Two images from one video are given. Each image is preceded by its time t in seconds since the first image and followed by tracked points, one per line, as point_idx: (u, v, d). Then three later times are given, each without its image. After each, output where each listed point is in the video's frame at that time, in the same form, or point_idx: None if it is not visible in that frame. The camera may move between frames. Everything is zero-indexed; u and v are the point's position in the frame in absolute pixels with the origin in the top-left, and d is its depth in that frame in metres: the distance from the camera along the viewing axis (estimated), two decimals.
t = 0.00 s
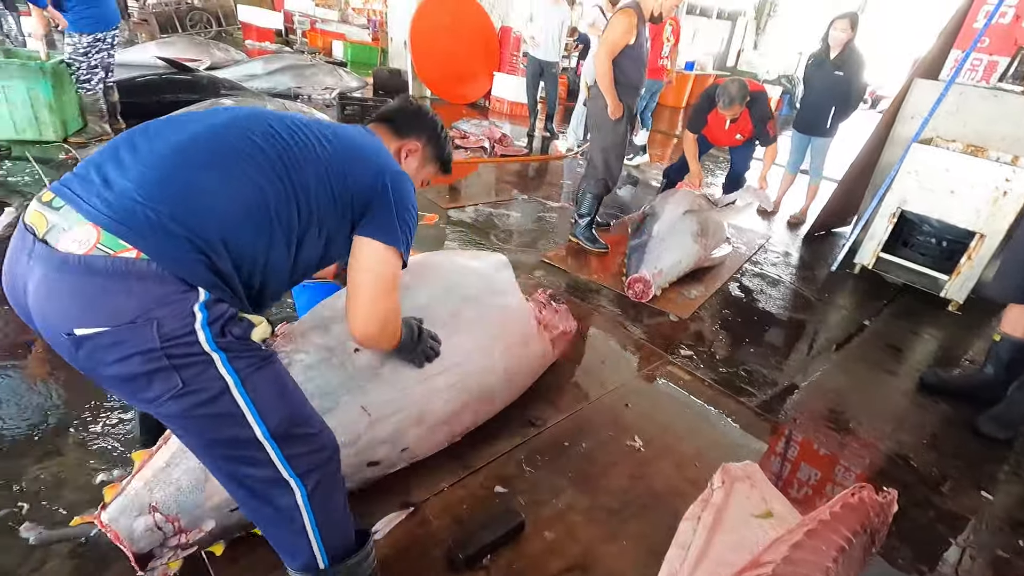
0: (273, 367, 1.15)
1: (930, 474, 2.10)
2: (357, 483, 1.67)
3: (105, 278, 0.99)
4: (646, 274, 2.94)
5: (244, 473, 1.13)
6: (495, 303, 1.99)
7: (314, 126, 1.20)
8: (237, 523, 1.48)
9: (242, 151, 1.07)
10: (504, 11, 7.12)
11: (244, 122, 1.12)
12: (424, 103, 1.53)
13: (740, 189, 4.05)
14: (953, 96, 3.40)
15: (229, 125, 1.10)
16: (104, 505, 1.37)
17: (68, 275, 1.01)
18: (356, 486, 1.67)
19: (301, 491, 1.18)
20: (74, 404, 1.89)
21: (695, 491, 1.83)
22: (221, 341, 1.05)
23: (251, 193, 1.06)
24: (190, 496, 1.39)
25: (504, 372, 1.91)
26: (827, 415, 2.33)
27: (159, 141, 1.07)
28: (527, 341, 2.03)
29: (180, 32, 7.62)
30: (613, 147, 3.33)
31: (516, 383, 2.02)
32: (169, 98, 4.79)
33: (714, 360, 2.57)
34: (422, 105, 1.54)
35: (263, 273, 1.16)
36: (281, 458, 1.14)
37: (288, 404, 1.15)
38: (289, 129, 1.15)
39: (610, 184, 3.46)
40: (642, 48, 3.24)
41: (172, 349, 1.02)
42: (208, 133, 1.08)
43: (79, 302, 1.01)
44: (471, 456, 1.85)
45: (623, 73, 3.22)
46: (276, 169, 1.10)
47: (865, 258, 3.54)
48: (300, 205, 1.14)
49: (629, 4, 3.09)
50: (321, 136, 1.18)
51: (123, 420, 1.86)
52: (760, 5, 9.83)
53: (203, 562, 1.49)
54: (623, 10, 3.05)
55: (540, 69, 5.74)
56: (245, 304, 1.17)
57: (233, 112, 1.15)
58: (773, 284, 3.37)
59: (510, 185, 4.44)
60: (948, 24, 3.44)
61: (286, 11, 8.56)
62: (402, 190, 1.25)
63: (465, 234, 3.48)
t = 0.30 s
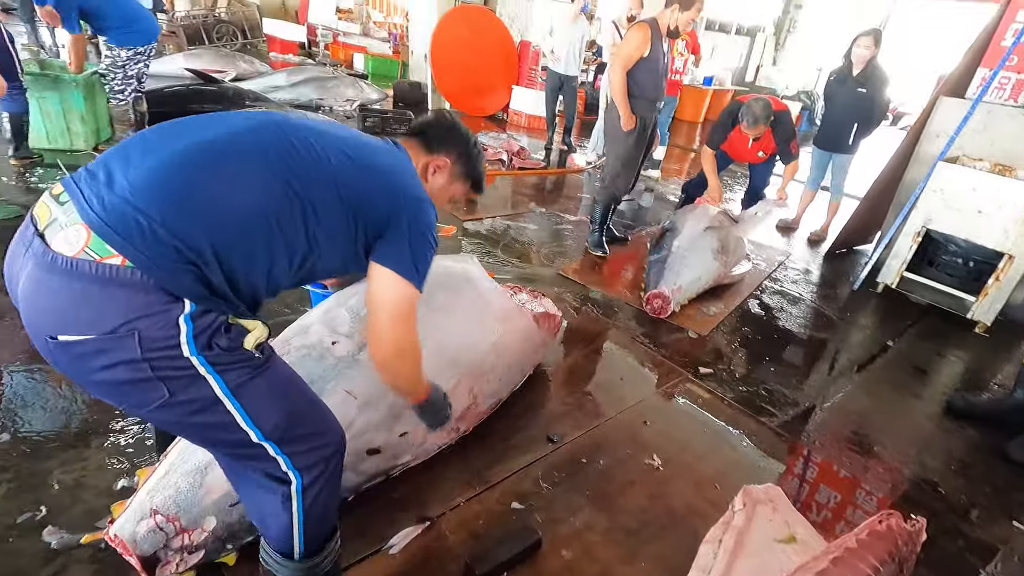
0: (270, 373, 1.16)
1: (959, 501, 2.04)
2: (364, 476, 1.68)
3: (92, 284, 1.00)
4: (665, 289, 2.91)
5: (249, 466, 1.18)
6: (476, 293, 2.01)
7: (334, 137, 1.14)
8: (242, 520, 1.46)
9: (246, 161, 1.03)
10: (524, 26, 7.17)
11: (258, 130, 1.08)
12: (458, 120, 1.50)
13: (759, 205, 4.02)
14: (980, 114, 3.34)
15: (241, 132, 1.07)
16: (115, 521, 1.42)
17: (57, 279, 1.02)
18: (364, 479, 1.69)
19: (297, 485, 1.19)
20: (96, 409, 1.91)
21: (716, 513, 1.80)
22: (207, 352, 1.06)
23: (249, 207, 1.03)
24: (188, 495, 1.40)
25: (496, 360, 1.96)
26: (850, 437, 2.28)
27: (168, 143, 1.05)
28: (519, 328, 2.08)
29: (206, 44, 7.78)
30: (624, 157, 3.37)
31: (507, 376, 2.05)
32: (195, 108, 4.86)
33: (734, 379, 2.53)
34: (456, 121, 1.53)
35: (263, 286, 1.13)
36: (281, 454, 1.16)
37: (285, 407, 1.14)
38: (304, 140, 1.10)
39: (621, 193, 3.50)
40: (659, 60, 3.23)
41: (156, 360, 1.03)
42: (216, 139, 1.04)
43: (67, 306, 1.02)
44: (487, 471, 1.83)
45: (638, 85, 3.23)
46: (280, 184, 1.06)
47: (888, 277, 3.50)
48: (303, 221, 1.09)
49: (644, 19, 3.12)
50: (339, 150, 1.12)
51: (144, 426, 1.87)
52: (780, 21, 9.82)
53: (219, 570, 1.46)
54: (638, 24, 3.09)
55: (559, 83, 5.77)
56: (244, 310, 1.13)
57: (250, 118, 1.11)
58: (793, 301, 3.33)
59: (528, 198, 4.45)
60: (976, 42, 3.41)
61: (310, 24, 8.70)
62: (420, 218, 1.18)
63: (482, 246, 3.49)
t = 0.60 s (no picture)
0: (294, 389, 1.15)
1: (987, 531, 1.98)
2: (383, 473, 1.68)
3: (129, 295, 1.02)
4: (687, 301, 2.87)
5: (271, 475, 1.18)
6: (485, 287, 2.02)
7: (400, 212, 1.04)
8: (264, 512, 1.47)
9: (298, 221, 1.01)
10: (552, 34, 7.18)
11: (321, 187, 1.03)
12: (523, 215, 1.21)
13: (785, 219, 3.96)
14: (1019, 134, 3.25)
15: (306, 185, 1.03)
16: (139, 514, 1.42)
17: (96, 283, 1.04)
18: (385, 474, 1.70)
19: (319, 497, 1.18)
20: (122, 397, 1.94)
21: (733, 530, 1.77)
22: (229, 368, 1.07)
23: (289, 263, 1.02)
24: (213, 489, 1.42)
25: (511, 355, 1.97)
26: (874, 460, 2.22)
27: (238, 177, 1.04)
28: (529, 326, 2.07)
29: (241, 45, 7.95)
30: (647, 166, 3.35)
31: (524, 368, 2.05)
32: (228, 107, 4.99)
33: (754, 395, 2.48)
34: (526, 216, 1.24)
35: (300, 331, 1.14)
36: (304, 467, 1.15)
37: (309, 424, 1.15)
38: (364, 209, 1.03)
39: (645, 203, 3.48)
40: (685, 70, 3.21)
41: (179, 374, 1.04)
42: (279, 188, 1.02)
43: (100, 314, 1.03)
44: (502, 476, 1.82)
45: (662, 96, 3.22)
46: (325, 251, 1.02)
47: (918, 297, 3.43)
48: (340, 291, 1.06)
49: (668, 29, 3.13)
50: (396, 231, 1.03)
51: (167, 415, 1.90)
52: (811, 35, 9.74)
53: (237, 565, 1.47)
54: (661, 35, 3.10)
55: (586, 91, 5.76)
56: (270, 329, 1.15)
57: (322, 169, 1.06)
58: (817, 318, 3.27)
59: (550, 204, 4.44)
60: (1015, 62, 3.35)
61: (341, 28, 8.84)
62: (465, 308, 1.07)
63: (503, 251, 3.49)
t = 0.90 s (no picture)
0: (303, 379, 1.14)
1: (995, 533, 1.96)
2: (390, 469, 1.68)
3: (147, 274, 1.03)
4: (694, 298, 2.86)
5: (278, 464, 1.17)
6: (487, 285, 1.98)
7: (432, 221, 1.04)
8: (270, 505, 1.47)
9: (327, 220, 1.00)
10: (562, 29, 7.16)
11: (356, 188, 1.03)
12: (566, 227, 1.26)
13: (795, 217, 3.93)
14: None
15: (340, 185, 1.03)
16: (147, 502, 1.43)
17: (119, 260, 1.06)
18: (389, 471, 1.69)
19: (321, 489, 1.17)
20: (131, 386, 1.96)
21: (736, 528, 1.76)
22: (236, 356, 1.06)
23: (312, 261, 1.02)
24: (221, 481, 1.42)
25: (522, 357, 1.97)
26: (881, 459, 2.20)
27: (273, 170, 1.05)
28: (535, 324, 2.07)
29: (251, 39, 7.99)
30: (653, 161, 3.34)
31: (533, 369, 2.03)
32: (238, 101, 4.97)
33: (761, 394, 2.47)
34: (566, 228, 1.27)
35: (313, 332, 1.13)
36: (307, 458, 1.15)
37: (316, 417, 1.14)
38: (395, 213, 1.02)
39: (653, 199, 3.46)
40: (693, 64, 3.19)
41: (188, 358, 1.05)
42: (314, 184, 1.02)
43: (120, 288, 1.05)
44: (505, 470, 1.82)
45: (669, 90, 3.21)
46: (350, 253, 1.01)
47: (928, 296, 3.39)
48: (360, 294, 1.05)
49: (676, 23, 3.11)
50: (426, 239, 1.02)
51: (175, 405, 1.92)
52: (824, 32, 9.67)
53: (242, 555, 1.49)
54: (668, 29, 3.08)
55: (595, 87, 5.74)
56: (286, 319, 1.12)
57: (359, 169, 1.06)
58: (826, 317, 3.24)
59: (558, 200, 4.43)
60: None
61: (351, 23, 8.86)
62: (477, 310, 1.05)
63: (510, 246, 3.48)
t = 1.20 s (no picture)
0: (309, 373, 1.14)
1: (1018, 534, 1.92)
2: (405, 479, 1.67)
3: (160, 250, 1.06)
4: (705, 297, 2.85)
5: (268, 458, 1.17)
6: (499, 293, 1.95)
7: (439, 171, 1.00)
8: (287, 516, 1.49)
9: (330, 175, 0.99)
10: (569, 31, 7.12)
11: (360, 144, 1.01)
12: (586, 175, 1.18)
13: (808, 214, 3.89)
14: None
15: (343, 143, 1.01)
16: (165, 509, 1.45)
17: (138, 238, 1.09)
18: (403, 481, 1.68)
19: (312, 490, 1.18)
20: (147, 392, 1.99)
21: (751, 531, 1.73)
22: (247, 342, 1.08)
23: (316, 219, 0.99)
24: (239, 491, 1.43)
25: (537, 371, 1.93)
26: (900, 460, 2.17)
27: (277, 136, 1.05)
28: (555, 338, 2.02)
29: (262, 49, 8.09)
30: (663, 161, 3.32)
31: (548, 382, 2.01)
32: (251, 110, 5.07)
33: (776, 394, 2.44)
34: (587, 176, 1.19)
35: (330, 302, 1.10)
36: (300, 454, 1.16)
37: (310, 412, 1.14)
38: (398, 165, 0.99)
39: (664, 200, 3.44)
40: (701, 63, 3.17)
41: (199, 336, 1.06)
42: (318, 144, 1.01)
43: (136, 265, 1.08)
44: (517, 473, 1.82)
45: (678, 89, 3.19)
46: (354, 207, 0.99)
47: (946, 294, 3.32)
48: (368, 251, 1.01)
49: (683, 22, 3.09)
50: (432, 189, 0.98)
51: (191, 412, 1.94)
52: (835, 28, 9.56)
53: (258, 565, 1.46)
54: (675, 28, 3.06)
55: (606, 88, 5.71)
56: (297, 305, 1.12)
57: (363, 127, 1.05)
58: (841, 315, 3.20)
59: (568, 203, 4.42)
60: None
61: (359, 30, 8.93)
62: (490, 261, 0.99)
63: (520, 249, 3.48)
